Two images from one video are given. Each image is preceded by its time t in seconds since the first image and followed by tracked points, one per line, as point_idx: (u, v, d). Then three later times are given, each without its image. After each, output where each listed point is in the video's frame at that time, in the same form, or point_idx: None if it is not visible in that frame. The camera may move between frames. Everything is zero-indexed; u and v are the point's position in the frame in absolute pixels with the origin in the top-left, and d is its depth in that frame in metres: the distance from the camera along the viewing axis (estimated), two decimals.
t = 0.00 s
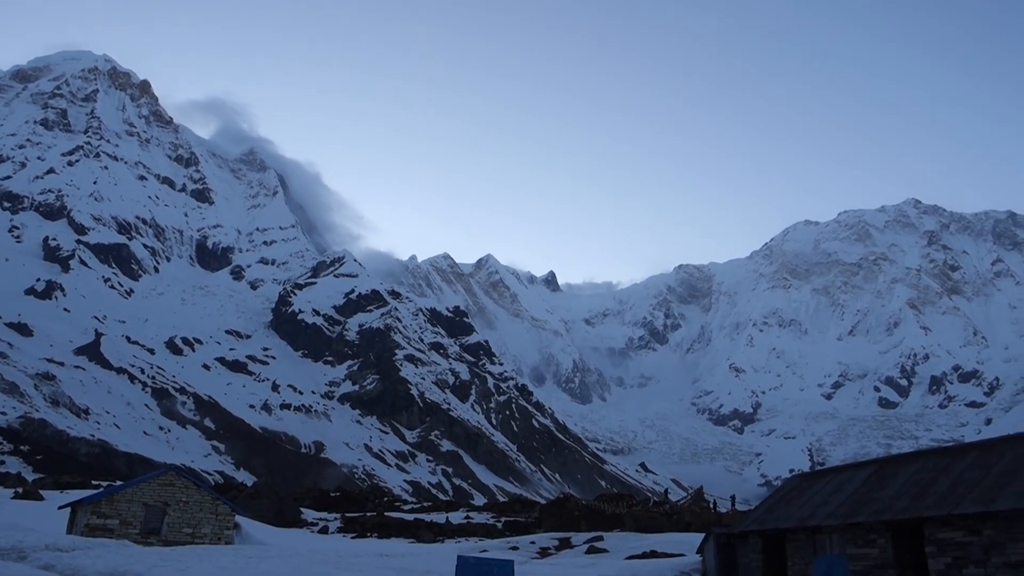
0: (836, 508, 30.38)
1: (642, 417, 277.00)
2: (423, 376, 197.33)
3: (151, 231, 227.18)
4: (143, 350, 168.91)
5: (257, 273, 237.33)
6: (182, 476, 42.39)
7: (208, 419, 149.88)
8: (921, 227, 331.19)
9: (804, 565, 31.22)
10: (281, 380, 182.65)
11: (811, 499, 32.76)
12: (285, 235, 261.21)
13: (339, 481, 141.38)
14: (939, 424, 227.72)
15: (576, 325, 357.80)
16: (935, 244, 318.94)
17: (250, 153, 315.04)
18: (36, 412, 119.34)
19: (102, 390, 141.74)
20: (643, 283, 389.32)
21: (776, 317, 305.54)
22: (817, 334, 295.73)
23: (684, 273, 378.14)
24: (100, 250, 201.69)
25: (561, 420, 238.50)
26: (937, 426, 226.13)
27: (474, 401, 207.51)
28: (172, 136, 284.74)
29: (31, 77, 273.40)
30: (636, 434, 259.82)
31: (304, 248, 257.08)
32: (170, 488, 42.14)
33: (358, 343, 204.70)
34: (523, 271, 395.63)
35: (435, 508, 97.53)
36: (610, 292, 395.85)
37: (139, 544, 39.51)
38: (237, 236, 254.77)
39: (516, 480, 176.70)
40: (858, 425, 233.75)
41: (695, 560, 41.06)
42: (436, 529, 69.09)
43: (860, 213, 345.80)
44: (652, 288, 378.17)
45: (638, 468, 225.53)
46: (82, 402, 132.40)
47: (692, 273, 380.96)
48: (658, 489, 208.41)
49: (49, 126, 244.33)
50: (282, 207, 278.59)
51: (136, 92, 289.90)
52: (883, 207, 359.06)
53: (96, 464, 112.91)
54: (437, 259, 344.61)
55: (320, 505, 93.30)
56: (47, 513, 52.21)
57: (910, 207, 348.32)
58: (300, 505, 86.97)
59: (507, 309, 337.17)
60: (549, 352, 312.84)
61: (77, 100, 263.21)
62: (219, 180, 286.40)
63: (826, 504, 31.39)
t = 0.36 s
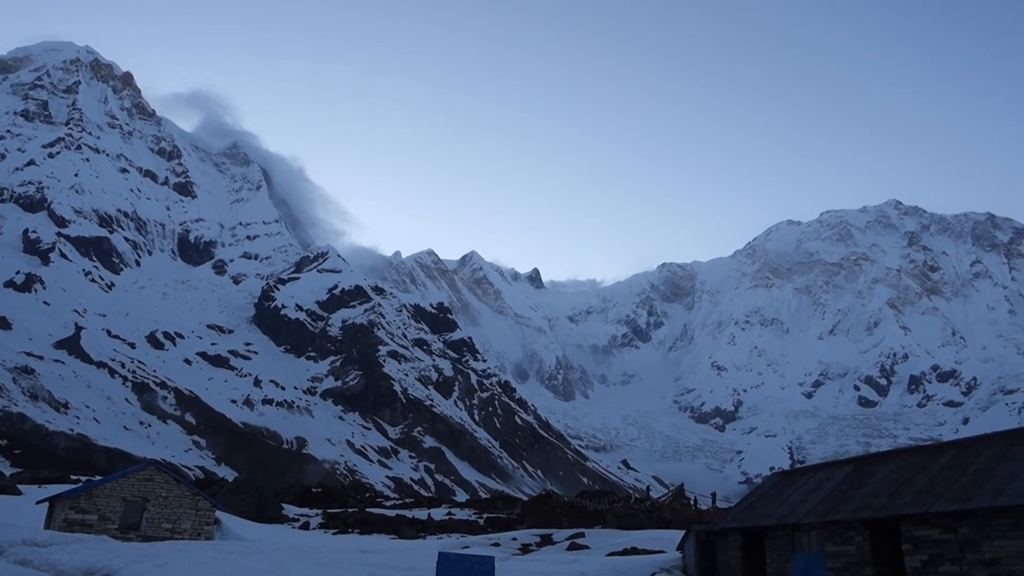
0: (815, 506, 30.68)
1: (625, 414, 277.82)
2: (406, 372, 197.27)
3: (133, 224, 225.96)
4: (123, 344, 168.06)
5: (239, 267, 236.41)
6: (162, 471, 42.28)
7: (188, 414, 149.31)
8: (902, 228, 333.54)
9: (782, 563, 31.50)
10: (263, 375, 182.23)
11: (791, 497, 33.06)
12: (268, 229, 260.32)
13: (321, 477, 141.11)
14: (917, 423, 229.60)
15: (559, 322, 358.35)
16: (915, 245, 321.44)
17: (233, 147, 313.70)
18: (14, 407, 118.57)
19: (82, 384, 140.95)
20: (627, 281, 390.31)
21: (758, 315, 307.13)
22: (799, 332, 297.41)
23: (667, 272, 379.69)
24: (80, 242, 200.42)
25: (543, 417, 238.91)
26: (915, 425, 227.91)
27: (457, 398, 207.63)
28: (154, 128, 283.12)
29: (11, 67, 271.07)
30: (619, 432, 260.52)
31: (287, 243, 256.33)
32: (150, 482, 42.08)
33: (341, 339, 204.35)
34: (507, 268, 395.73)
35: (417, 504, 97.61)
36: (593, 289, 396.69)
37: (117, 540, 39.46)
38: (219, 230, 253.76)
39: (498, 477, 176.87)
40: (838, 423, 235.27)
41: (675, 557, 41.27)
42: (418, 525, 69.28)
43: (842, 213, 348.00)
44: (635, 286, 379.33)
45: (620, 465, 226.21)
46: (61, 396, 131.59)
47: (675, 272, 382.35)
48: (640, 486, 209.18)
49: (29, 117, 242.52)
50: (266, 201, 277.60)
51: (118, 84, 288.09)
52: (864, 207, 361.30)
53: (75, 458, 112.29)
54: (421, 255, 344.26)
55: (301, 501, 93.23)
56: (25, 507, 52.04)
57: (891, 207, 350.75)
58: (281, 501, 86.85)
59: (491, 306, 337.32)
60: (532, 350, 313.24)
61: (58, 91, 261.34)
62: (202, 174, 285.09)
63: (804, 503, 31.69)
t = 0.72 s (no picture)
0: (788, 504, 31.05)
1: (601, 412, 278.55)
2: (382, 369, 196.95)
3: (106, 217, 224.10)
4: (96, 338, 166.72)
5: (215, 261, 235.00)
6: (134, 467, 42.22)
7: (162, 409, 148.35)
8: (877, 229, 336.71)
9: (755, 560, 31.86)
10: (238, 370, 181.33)
11: (763, 495, 33.41)
12: (244, 224, 258.95)
13: (296, 473, 140.70)
14: (889, 422, 231.91)
15: (537, 319, 358.85)
16: (889, 246, 324.62)
17: (210, 140, 311.66)
18: None
19: (54, 378, 139.74)
20: (604, 279, 391.50)
21: (734, 315, 309.01)
22: (774, 331, 299.52)
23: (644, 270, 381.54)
24: (53, 235, 198.57)
25: (520, 414, 239.26)
26: (887, 424, 230.21)
27: (434, 394, 207.63)
28: (130, 120, 280.77)
29: None
30: (595, 429, 261.31)
31: (263, 237, 255.10)
32: (122, 479, 41.95)
33: (317, 335, 203.69)
34: (485, 265, 395.79)
35: (391, 501, 97.65)
36: (571, 287, 397.54)
37: (89, 536, 39.32)
38: (195, 224, 252.17)
39: (475, 474, 176.99)
40: (811, 422, 237.14)
41: (649, 554, 41.60)
42: (393, 521, 69.30)
43: (817, 214, 350.88)
44: (613, 284, 380.80)
45: (595, 462, 226.93)
46: (33, 391, 130.43)
47: (653, 270, 384.20)
48: (615, 484, 210.00)
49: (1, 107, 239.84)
50: (242, 195, 276.03)
51: (93, 75, 285.45)
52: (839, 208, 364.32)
53: (45, 454, 111.26)
54: (399, 252, 343.71)
55: (274, 497, 92.96)
56: None
57: (866, 209, 353.83)
58: (256, 498, 86.62)
59: (468, 303, 337.27)
60: (509, 347, 313.52)
61: (31, 81, 258.62)
62: (178, 167, 283.09)
63: (777, 500, 32.08)
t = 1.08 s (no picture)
0: (755, 502, 31.44)
1: (572, 410, 279.16)
2: (353, 365, 196.30)
3: (74, 207, 221.57)
4: (62, 331, 164.91)
5: (185, 254, 233.02)
6: (101, 462, 42.05)
7: (129, 403, 147.09)
8: (845, 232, 340.18)
9: (721, 559, 32.21)
10: (207, 365, 180.05)
11: (730, 493, 33.80)
12: (215, 217, 256.97)
13: (265, 469, 139.95)
14: (856, 422, 234.52)
15: (509, 317, 359.02)
16: (857, 248, 328.21)
17: (181, 131, 308.86)
18: None
19: (18, 371, 138.05)
20: (577, 278, 392.47)
21: (705, 315, 310.97)
22: (744, 331, 301.74)
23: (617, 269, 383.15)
24: (19, 225, 196.03)
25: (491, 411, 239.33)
26: (852, 424, 232.82)
27: (405, 391, 207.30)
28: (99, 110, 277.61)
29: None
30: (566, 427, 262.11)
31: (235, 231, 253.30)
32: (87, 473, 41.71)
33: (288, 330, 202.62)
34: (458, 262, 395.42)
35: (361, 497, 97.40)
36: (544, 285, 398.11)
37: (54, 532, 38.90)
38: (164, 216, 249.93)
39: (445, 471, 176.85)
40: (779, 422, 239.21)
41: (618, 551, 41.92)
42: (362, 518, 69.21)
43: (788, 215, 353.93)
44: (585, 283, 382.03)
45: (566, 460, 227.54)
46: None
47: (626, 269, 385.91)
48: (585, 482, 210.70)
49: None
50: (214, 188, 273.89)
51: (62, 63, 281.90)
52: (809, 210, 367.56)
53: (7, 447, 109.79)
54: (372, 247, 342.67)
55: (243, 493, 92.35)
56: None
57: (836, 212, 357.37)
58: (224, 493, 86.09)
59: (441, 299, 336.80)
60: (481, 344, 313.47)
61: None
62: (148, 158, 280.35)
63: (743, 499, 32.47)
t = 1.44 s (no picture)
0: (721, 501, 31.83)
1: (543, 408, 279.59)
2: (324, 360, 195.48)
3: (40, 196, 218.93)
4: (26, 322, 162.95)
5: (154, 246, 230.93)
6: (63, 456, 41.53)
7: (93, 397, 145.55)
8: (815, 235, 343.54)
9: (688, 557, 32.53)
10: (174, 358, 178.65)
11: (698, 492, 34.17)
12: (185, 208, 254.89)
13: (232, 464, 139.02)
14: (822, 423, 236.99)
15: (481, 314, 358.90)
16: (826, 251, 331.55)
17: (151, 121, 305.93)
18: None
19: None
20: (550, 276, 393.23)
21: (676, 315, 312.81)
22: (714, 332, 303.65)
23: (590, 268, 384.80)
24: None
25: (461, 408, 239.17)
26: (819, 424, 235.22)
27: (375, 387, 206.80)
28: (67, 98, 274.30)
29: None
30: (536, 425, 262.37)
31: (205, 223, 251.37)
32: (49, 466, 41.21)
33: (257, 324, 201.43)
34: (431, 258, 394.65)
35: (330, 493, 97.00)
36: (516, 283, 398.29)
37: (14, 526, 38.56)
38: (133, 207, 247.60)
39: (415, 468, 176.63)
40: (747, 422, 241.05)
41: (586, 549, 42.15)
42: (330, 514, 69.05)
43: (759, 217, 356.82)
44: (558, 281, 382.90)
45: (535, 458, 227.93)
46: None
47: (598, 268, 387.26)
48: (555, 480, 211.08)
49: None
50: (184, 179, 271.56)
51: (29, 49, 278.23)
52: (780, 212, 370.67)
53: None
54: (344, 242, 341.33)
55: (208, 489, 91.66)
56: None
57: (806, 215, 360.46)
58: (190, 488, 85.47)
59: (413, 295, 336.13)
60: (453, 341, 313.14)
61: None
62: (117, 148, 277.44)
63: (710, 499, 32.84)
